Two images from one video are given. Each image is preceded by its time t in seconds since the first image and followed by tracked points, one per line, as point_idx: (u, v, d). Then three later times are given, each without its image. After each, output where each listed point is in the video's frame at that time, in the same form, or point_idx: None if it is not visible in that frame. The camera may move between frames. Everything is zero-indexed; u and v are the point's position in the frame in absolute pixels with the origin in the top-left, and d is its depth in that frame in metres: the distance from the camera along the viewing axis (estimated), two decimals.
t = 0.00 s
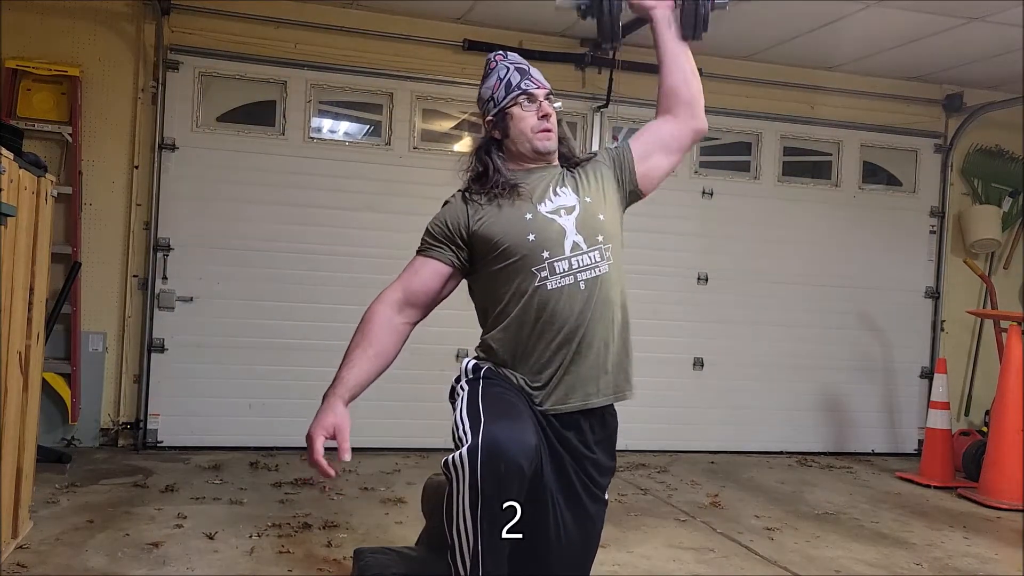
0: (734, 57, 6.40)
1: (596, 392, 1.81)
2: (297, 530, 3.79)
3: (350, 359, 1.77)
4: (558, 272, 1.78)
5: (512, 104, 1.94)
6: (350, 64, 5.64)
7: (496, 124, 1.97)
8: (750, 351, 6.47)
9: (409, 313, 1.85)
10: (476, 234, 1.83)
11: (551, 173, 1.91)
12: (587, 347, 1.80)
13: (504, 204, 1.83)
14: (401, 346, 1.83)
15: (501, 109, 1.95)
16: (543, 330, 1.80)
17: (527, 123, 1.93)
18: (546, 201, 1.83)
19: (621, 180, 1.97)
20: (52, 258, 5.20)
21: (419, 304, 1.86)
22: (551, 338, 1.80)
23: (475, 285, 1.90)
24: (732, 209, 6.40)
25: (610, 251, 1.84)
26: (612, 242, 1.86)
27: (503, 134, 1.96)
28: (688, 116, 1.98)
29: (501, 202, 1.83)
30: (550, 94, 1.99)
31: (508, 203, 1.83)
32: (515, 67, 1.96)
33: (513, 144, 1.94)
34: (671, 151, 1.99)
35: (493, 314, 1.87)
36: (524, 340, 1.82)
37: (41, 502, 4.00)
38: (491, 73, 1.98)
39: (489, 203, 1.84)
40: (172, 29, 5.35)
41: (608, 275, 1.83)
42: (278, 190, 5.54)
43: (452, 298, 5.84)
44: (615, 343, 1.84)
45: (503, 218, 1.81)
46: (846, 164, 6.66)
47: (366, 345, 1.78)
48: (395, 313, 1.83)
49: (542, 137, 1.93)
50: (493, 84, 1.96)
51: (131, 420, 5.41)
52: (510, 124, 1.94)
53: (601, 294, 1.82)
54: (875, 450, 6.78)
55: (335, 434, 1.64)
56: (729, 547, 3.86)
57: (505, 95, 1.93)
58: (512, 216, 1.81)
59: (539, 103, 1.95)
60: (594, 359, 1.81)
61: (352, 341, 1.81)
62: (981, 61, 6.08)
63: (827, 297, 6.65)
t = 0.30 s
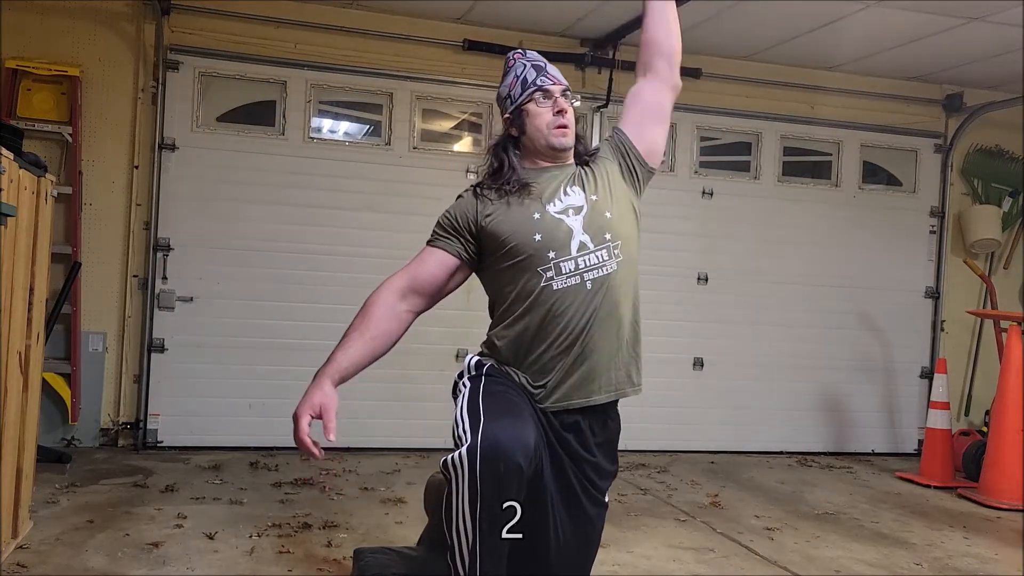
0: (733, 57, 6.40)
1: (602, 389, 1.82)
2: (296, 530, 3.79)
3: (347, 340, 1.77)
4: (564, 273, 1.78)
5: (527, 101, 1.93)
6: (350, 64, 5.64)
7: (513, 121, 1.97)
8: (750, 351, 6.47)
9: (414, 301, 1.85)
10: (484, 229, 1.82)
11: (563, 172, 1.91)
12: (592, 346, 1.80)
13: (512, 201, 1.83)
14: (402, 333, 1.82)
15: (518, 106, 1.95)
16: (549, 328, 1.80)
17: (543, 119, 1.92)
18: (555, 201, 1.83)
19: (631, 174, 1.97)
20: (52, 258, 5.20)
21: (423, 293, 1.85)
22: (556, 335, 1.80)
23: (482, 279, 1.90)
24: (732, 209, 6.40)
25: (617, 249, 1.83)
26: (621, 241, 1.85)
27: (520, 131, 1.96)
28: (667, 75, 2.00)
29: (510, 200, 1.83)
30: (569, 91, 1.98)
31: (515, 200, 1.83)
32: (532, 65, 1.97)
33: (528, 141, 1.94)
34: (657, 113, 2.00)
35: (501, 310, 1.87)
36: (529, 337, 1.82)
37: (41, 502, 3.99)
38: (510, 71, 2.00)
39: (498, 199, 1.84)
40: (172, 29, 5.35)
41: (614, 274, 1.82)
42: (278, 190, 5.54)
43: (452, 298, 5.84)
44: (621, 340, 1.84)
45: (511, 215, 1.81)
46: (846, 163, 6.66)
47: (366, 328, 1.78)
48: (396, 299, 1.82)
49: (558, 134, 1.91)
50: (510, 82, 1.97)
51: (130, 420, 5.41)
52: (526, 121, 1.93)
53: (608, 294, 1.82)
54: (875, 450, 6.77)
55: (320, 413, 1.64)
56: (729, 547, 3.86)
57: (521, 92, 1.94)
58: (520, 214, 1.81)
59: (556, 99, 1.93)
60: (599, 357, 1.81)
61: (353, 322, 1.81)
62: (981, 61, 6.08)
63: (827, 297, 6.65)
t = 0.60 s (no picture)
0: (733, 57, 6.40)
1: (600, 392, 1.82)
2: (296, 530, 3.79)
3: (355, 355, 1.79)
4: (563, 279, 1.79)
5: (527, 101, 1.94)
6: (350, 64, 5.64)
7: (513, 121, 1.97)
8: (750, 351, 6.47)
9: (418, 308, 1.86)
10: (485, 233, 1.83)
11: (562, 176, 1.90)
12: (591, 348, 1.80)
13: (512, 205, 1.83)
14: (409, 341, 1.83)
15: (517, 106, 1.95)
16: (548, 331, 1.80)
17: (542, 119, 1.92)
18: (555, 206, 1.83)
19: (629, 175, 1.97)
20: (52, 258, 5.20)
21: (427, 300, 1.86)
22: (555, 338, 1.80)
23: (481, 282, 1.91)
24: (731, 209, 6.40)
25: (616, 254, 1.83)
26: (619, 246, 1.85)
27: (520, 131, 1.96)
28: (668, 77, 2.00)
29: (510, 203, 1.83)
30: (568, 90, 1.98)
31: (514, 202, 1.83)
32: (531, 64, 1.97)
33: (528, 141, 1.94)
34: (658, 116, 2.00)
35: (501, 314, 1.88)
36: (528, 341, 1.82)
37: (41, 502, 4.00)
38: (509, 71, 2.00)
39: (498, 201, 1.84)
40: (172, 29, 5.35)
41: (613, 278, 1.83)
42: (278, 190, 5.54)
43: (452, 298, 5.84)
44: (620, 342, 1.84)
45: (511, 220, 1.81)
46: (846, 163, 6.67)
47: (373, 341, 1.80)
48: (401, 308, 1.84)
49: (557, 133, 1.90)
50: (510, 82, 1.97)
51: (130, 420, 5.41)
52: (526, 121, 1.93)
53: (607, 298, 1.82)
54: (875, 450, 6.78)
55: (328, 431, 1.67)
56: (729, 547, 3.86)
57: (521, 92, 1.94)
58: (520, 218, 1.81)
59: (555, 98, 1.93)
60: (598, 359, 1.81)
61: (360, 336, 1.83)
62: (981, 61, 6.08)
63: (827, 298, 6.65)
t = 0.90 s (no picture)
0: (734, 57, 6.40)
1: (594, 401, 1.82)
2: (296, 529, 3.79)
3: (347, 357, 1.79)
4: (554, 285, 1.80)
5: (520, 103, 1.94)
6: (350, 64, 5.64)
7: (506, 121, 1.98)
8: (750, 351, 6.47)
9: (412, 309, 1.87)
10: (477, 236, 1.84)
11: (555, 180, 1.91)
12: (585, 358, 1.81)
13: (504, 210, 1.84)
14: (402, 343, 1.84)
15: (510, 107, 1.96)
16: (541, 338, 1.82)
17: (535, 119, 1.93)
18: (547, 212, 1.84)
19: (627, 185, 1.98)
20: (52, 258, 5.20)
21: (419, 302, 1.87)
22: (548, 344, 1.81)
23: (474, 285, 1.92)
24: (731, 209, 6.40)
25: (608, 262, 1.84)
26: (612, 253, 1.85)
27: (513, 132, 1.97)
28: (689, 102, 1.98)
29: (502, 207, 1.85)
30: (562, 90, 1.98)
31: (508, 205, 1.85)
32: (525, 65, 1.97)
33: (520, 143, 1.95)
34: (674, 140, 1.99)
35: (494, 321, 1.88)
36: (523, 346, 1.83)
37: (41, 502, 4.00)
38: (503, 71, 2.00)
39: (491, 204, 1.86)
40: (172, 29, 5.35)
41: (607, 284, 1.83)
42: (278, 190, 5.53)
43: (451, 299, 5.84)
44: (613, 350, 1.85)
45: (502, 224, 1.83)
46: (846, 163, 6.67)
47: (365, 343, 1.80)
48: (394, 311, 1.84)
49: (550, 134, 1.91)
50: (503, 82, 1.98)
51: (131, 420, 5.41)
52: (519, 122, 1.94)
53: (602, 304, 1.82)
54: (875, 450, 6.77)
55: (332, 436, 1.68)
56: (729, 547, 3.86)
57: (514, 92, 1.94)
58: (512, 223, 1.82)
59: (548, 99, 1.94)
60: (593, 368, 1.81)
61: (351, 337, 1.83)
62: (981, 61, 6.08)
63: (827, 297, 6.65)
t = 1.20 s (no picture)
0: (734, 57, 6.40)
1: (587, 407, 1.87)
2: (296, 530, 3.79)
3: (334, 350, 1.90)
4: (546, 285, 1.84)
5: (517, 103, 2.02)
6: (351, 64, 5.64)
7: (504, 120, 2.06)
8: (750, 351, 6.47)
9: (399, 307, 1.96)
10: (471, 235, 1.91)
11: (549, 182, 1.97)
12: (579, 364, 1.85)
13: (497, 209, 1.91)
14: (389, 339, 1.95)
15: (508, 107, 2.03)
16: (535, 342, 1.85)
17: (531, 120, 2.00)
18: (541, 213, 1.89)
19: (624, 193, 2.01)
20: (52, 258, 5.20)
21: (408, 301, 1.96)
22: (541, 347, 1.85)
23: (469, 286, 1.98)
24: (731, 209, 6.40)
25: (600, 266, 1.87)
26: (604, 257, 1.89)
27: (511, 133, 2.05)
28: (698, 122, 2.00)
29: (496, 206, 1.91)
30: (559, 92, 2.05)
31: (502, 203, 1.91)
32: (523, 67, 2.04)
33: (517, 143, 2.02)
34: (680, 158, 2.02)
35: (488, 326, 1.93)
36: (517, 348, 1.87)
37: (41, 502, 4.00)
38: (501, 71, 2.08)
39: (485, 202, 1.93)
40: (172, 29, 5.35)
41: (600, 288, 1.87)
42: (278, 190, 5.53)
43: (451, 298, 5.85)
44: (607, 355, 1.89)
45: (496, 224, 1.89)
46: (846, 163, 6.67)
47: (351, 337, 1.91)
48: (381, 308, 1.94)
49: (546, 134, 1.97)
50: (502, 83, 2.06)
51: (131, 420, 5.41)
52: (516, 123, 2.01)
53: (594, 306, 1.86)
54: (875, 450, 6.77)
55: (305, 426, 1.79)
56: (730, 547, 3.86)
57: (511, 93, 2.02)
58: (504, 224, 1.88)
59: (544, 100, 2.01)
60: (587, 373, 1.86)
61: (342, 331, 1.94)
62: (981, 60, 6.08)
63: (827, 298, 6.65)
